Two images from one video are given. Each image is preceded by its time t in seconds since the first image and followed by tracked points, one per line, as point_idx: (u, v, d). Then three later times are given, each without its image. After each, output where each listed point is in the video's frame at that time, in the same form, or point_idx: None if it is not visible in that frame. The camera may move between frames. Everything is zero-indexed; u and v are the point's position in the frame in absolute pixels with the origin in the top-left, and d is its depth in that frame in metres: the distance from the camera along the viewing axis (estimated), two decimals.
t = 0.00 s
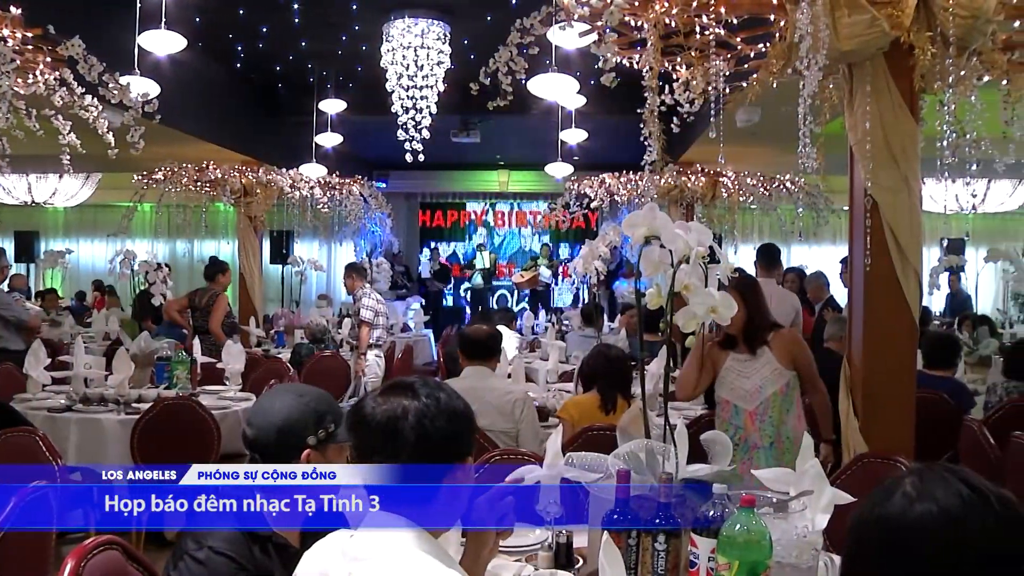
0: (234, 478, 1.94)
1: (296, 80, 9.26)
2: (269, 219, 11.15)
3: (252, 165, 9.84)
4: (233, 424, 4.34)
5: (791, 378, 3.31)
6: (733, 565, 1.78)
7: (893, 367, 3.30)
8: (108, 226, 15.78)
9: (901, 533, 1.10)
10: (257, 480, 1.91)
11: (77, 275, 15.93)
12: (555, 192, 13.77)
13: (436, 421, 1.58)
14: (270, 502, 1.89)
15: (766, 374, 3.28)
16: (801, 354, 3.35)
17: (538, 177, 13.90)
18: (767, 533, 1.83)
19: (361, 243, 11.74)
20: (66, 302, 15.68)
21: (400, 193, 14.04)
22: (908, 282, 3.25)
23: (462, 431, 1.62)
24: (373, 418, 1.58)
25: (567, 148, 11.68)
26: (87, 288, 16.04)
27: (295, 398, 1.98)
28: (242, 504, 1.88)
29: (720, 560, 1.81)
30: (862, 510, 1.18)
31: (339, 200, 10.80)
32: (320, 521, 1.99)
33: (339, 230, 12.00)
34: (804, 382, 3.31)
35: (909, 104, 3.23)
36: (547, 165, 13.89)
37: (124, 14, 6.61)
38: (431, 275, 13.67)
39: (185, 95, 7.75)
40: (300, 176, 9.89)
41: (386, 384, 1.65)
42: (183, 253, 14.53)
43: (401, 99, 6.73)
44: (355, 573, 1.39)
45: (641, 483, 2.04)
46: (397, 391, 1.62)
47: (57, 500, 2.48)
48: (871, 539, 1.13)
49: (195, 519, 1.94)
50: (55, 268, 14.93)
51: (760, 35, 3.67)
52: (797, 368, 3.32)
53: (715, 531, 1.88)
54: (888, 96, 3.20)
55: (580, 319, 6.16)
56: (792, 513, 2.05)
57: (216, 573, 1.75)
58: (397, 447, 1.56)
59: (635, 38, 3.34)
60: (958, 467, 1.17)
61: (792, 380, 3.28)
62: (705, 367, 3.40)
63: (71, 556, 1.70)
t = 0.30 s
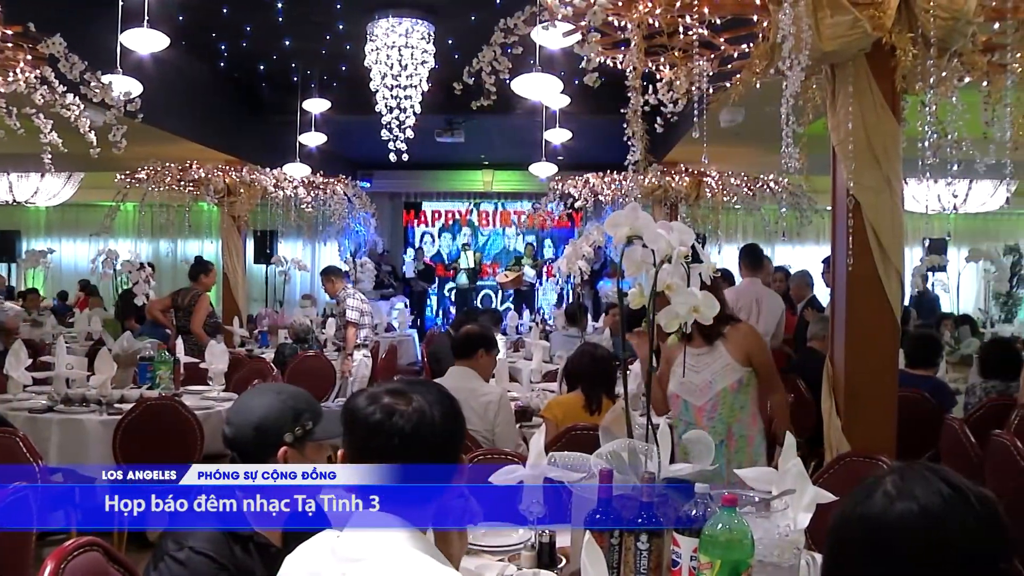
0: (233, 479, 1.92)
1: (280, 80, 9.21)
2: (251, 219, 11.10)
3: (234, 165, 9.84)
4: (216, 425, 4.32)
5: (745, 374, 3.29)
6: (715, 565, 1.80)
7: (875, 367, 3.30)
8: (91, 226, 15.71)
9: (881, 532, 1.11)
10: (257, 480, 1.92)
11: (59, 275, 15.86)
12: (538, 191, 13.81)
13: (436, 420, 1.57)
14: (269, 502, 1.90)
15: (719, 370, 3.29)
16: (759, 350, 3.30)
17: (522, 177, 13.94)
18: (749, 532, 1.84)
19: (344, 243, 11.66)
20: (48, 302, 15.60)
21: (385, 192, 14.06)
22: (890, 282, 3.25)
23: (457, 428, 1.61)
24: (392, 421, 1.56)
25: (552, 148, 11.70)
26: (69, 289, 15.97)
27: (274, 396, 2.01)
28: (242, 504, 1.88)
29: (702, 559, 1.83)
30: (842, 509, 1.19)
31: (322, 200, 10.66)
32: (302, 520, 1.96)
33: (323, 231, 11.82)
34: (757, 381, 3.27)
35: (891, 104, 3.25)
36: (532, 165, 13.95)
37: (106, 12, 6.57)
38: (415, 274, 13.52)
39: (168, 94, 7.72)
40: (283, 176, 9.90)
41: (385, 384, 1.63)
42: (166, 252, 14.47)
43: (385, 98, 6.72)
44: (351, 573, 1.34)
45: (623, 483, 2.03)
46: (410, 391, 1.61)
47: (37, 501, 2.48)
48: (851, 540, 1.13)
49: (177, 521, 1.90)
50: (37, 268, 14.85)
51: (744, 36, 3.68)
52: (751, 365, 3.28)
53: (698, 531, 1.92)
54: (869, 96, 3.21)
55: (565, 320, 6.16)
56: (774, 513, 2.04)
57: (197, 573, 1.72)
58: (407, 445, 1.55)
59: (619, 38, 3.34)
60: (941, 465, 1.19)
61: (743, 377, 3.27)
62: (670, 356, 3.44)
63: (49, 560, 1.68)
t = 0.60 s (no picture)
0: (234, 480, 1.86)
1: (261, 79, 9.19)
2: (234, 218, 11.13)
3: (215, 164, 9.83)
4: (197, 425, 4.30)
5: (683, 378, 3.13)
6: (694, 564, 1.80)
7: (855, 367, 3.31)
8: (71, 226, 15.60)
9: (863, 529, 1.12)
10: (257, 481, 1.87)
11: (39, 275, 15.74)
12: (520, 190, 13.83)
13: (419, 420, 1.54)
14: (267, 503, 1.88)
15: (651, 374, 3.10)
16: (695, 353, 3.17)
17: (504, 177, 13.98)
18: (728, 531, 1.85)
19: (326, 242, 11.66)
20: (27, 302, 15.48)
21: (366, 192, 14.06)
22: (870, 282, 3.26)
23: (444, 428, 1.58)
24: (376, 420, 1.53)
25: (533, 148, 11.73)
26: (48, 289, 15.86)
27: (254, 396, 1.98)
28: (241, 504, 1.85)
29: (683, 558, 1.83)
30: (821, 508, 1.20)
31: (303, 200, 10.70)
32: (283, 520, 1.91)
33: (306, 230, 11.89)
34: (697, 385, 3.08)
35: (870, 105, 3.27)
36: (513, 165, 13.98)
37: (85, 10, 6.54)
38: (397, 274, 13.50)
39: (148, 92, 7.69)
40: (265, 175, 9.93)
41: (370, 383, 1.60)
42: (148, 252, 14.39)
43: (367, 97, 6.69)
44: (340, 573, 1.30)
45: (604, 482, 2.03)
46: (395, 390, 1.59)
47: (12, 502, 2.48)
48: (833, 539, 1.14)
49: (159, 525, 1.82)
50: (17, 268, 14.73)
51: (724, 36, 3.68)
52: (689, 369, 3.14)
53: (678, 529, 1.92)
54: (849, 96, 3.23)
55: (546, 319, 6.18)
56: (754, 511, 2.03)
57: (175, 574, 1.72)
58: (391, 444, 1.53)
59: (600, 39, 3.35)
60: (917, 464, 1.21)
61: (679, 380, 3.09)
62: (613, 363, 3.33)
63: (26, 561, 1.66)
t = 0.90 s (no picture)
0: (234, 480, 1.86)
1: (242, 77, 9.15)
2: (214, 218, 11.17)
3: (195, 164, 9.81)
4: (177, 426, 4.28)
5: (606, 379, 2.97)
6: (674, 563, 1.82)
7: (835, 367, 3.31)
8: (49, 225, 15.48)
9: (837, 525, 1.11)
10: (256, 481, 1.85)
11: (17, 275, 15.60)
12: (501, 190, 13.81)
13: (405, 417, 1.50)
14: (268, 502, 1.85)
15: (572, 377, 3.00)
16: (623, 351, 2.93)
17: (485, 177, 13.99)
18: (706, 530, 1.87)
19: (308, 242, 11.73)
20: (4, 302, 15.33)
21: (347, 192, 14.05)
22: (849, 282, 3.26)
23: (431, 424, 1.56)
24: (360, 417, 1.49)
25: (514, 148, 11.74)
26: (26, 289, 15.71)
27: (231, 395, 1.97)
28: (242, 504, 1.86)
29: (662, 557, 1.85)
30: (803, 503, 1.19)
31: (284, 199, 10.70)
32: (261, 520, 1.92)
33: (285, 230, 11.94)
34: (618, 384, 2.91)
35: (849, 105, 3.28)
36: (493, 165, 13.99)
37: (62, 8, 6.49)
38: (379, 273, 13.48)
39: (127, 91, 7.64)
40: (245, 175, 9.93)
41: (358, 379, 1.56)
42: (128, 252, 14.31)
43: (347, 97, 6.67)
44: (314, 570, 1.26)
45: (583, 482, 2.04)
46: (380, 387, 1.54)
47: None
48: (808, 534, 1.13)
49: (138, 524, 1.81)
50: None
51: (703, 38, 3.69)
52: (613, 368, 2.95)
53: (657, 529, 1.94)
54: (828, 96, 3.24)
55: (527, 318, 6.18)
56: (733, 510, 2.01)
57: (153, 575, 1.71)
58: (375, 440, 1.48)
59: (580, 39, 3.35)
60: (896, 464, 1.20)
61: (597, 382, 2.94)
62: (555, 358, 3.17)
63: None
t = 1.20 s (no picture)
0: (234, 480, 1.82)
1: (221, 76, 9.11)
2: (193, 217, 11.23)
3: (174, 162, 9.74)
4: (155, 427, 4.26)
5: (537, 385, 2.77)
6: (652, 562, 1.80)
7: (814, 368, 3.29)
8: (25, 226, 15.32)
9: (820, 525, 1.15)
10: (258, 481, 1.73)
11: None
12: (481, 190, 13.83)
13: (362, 419, 1.52)
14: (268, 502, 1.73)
15: (507, 383, 2.83)
16: (551, 357, 2.77)
17: (465, 176, 13.99)
18: (685, 529, 1.86)
19: (288, 241, 11.67)
20: None
21: (327, 192, 14.01)
22: (828, 282, 3.26)
23: (390, 425, 1.57)
24: (314, 417, 1.51)
25: (495, 147, 11.73)
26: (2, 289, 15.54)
27: (207, 394, 1.94)
28: (242, 504, 1.83)
29: (641, 556, 1.84)
30: (783, 504, 1.23)
31: (264, 199, 10.66)
32: (242, 519, 1.81)
33: (267, 229, 12.20)
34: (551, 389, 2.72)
35: (829, 105, 3.29)
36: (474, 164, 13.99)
37: (39, 5, 6.45)
38: (359, 273, 13.47)
39: (106, 88, 7.61)
40: (225, 174, 9.88)
41: (314, 381, 1.58)
42: (106, 252, 14.19)
43: (328, 96, 6.66)
44: None
45: (561, 480, 2.01)
46: (336, 389, 1.56)
47: None
48: (792, 536, 1.17)
49: (115, 525, 1.82)
50: None
51: (681, 38, 3.69)
52: (542, 373, 2.76)
53: (635, 528, 1.97)
54: (807, 96, 3.25)
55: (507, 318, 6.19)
56: (711, 508, 2.07)
57: None
58: (329, 440, 1.50)
59: (560, 39, 3.35)
60: (871, 462, 1.24)
61: (527, 390, 2.76)
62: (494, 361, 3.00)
63: None
